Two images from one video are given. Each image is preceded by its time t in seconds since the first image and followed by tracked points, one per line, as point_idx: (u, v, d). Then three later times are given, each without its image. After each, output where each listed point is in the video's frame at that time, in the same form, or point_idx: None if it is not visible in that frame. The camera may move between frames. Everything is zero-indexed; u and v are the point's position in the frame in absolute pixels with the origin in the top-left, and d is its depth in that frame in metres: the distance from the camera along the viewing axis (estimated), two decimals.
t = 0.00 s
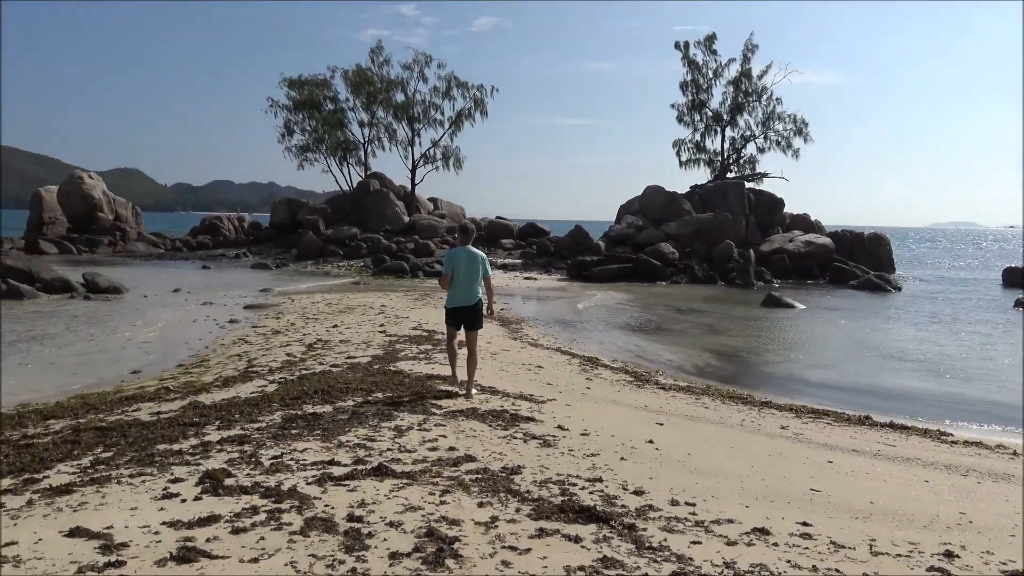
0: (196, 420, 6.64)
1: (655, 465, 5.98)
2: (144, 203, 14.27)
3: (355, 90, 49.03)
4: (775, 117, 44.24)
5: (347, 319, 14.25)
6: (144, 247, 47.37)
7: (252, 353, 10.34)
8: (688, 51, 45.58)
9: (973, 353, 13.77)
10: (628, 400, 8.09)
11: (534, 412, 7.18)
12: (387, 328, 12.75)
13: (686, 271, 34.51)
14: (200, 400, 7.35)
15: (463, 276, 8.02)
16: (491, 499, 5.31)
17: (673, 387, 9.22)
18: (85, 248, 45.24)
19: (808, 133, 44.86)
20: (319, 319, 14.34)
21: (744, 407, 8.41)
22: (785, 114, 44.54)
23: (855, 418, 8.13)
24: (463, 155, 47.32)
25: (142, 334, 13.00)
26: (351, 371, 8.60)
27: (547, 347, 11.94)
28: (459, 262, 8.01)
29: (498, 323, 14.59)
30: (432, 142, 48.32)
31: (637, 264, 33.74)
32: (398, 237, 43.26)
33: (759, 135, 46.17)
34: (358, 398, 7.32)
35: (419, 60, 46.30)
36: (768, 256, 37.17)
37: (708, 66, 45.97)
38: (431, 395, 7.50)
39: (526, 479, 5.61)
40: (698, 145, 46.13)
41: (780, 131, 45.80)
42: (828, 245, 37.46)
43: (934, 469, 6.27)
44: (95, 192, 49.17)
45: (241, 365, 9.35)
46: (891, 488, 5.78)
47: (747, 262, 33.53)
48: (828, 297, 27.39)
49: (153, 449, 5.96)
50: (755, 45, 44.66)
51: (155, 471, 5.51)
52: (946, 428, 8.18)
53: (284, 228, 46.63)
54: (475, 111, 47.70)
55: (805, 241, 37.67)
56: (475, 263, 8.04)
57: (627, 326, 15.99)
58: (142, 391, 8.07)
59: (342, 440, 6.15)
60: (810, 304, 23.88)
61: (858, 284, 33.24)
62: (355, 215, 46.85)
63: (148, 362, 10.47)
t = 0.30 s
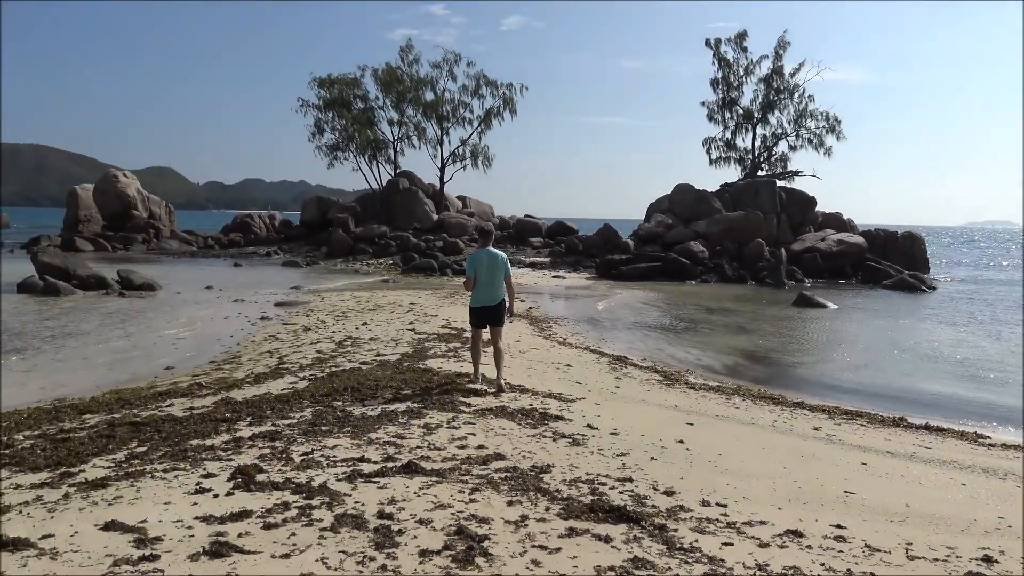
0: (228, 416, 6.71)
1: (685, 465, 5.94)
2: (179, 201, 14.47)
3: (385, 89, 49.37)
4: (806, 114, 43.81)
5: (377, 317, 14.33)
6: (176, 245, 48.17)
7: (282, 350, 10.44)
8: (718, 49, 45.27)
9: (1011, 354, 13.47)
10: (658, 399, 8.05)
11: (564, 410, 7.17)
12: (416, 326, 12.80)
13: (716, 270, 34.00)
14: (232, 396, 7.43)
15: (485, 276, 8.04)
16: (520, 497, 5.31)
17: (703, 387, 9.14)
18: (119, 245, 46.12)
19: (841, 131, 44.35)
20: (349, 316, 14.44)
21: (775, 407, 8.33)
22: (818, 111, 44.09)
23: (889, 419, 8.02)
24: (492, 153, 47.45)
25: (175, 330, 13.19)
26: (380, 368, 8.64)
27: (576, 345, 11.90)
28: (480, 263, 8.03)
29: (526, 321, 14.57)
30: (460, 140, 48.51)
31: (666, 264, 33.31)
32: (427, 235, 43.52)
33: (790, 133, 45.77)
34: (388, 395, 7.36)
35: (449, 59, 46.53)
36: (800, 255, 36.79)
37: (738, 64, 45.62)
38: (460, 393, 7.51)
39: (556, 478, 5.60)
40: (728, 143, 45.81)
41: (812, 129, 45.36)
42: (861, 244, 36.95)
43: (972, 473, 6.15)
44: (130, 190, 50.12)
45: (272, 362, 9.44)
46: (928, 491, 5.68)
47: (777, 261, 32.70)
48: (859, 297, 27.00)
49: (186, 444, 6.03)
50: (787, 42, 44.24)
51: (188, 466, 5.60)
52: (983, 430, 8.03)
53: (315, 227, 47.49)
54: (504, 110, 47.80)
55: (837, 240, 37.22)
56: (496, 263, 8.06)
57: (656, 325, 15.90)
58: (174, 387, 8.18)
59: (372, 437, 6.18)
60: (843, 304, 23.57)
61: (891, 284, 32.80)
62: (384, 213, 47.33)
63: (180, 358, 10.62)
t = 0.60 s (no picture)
0: (255, 410, 6.77)
1: (711, 464, 5.89)
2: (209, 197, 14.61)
3: (413, 86, 49.61)
4: (838, 110, 43.36)
5: (403, 312, 14.38)
6: (206, 240, 48.86)
7: (309, 345, 10.52)
8: (748, 44, 44.92)
9: None
10: (683, 397, 8.00)
11: (588, 408, 7.14)
12: (441, 322, 12.81)
13: (744, 267, 33.59)
14: (259, 390, 7.49)
15: (503, 267, 8.19)
16: (544, 495, 5.30)
17: (729, 386, 9.06)
18: (150, 240, 46.92)
19: (872, 127, 43.85)
20: (375, 312, 14.51)
21: (802, 406, 8.24)
22: (849, 107, 43.61)
23: (919, 420, 7.91)
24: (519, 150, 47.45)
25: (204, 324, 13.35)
26: (406, 364, 8.67)
27: (601, 342, 11.84)
28: (499, 254, 8.20)
29: (552, 317, 14.53)
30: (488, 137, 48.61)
31: (694, 261, 32.89)
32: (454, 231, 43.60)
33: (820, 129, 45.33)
34: (412, 391, 7.38)
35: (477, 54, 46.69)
36: (830, 253, 36.39)
37: (768, 59, 45.24)
38: (485, 389, 7.51)
39: (580, 476, 5.58)
40: (757, 139, 45.44)
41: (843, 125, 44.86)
42: (893, 242, 36.44)
43: (1005, 476, 6.03)
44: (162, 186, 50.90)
45: (299, 356, 9.51)
46: (958, 494, 5.58)
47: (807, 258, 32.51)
48: (888, 296, 26.60)
49: (213, 437, 6.09)
50: (818, 37, 43.81)
51: (215, 459, 5.65)
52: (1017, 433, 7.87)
53: (343, 223, 48.12)
54: (530, 106, 47.77)
55: (868, 238, 36.76)
56: (514, 255, 8.19)
57: (683, 323, 15.79)
58: (202, 380, 8.27)
59: (396, 432, 6.20)
60: (874, 303, 23.23)
61: (924, 282, 32.37)
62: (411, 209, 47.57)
63: (210, 352, 10.76)
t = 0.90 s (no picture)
0: (288, 402, 6.85)
1: (742, 467, 5.83)
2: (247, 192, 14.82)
3: (448, 82, 49.83)
4: (878, 110, 42.72)
5: (435, 308, 14.43)
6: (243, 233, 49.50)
7: (342, 339, 10.62)
8: (787, 43, 44.40)
9: None
10: (715, 398, 7.94)
11: (619, 407, 7.11)
12: (473, 318, 12.84)
13: (779, 268, 33.21)
14: (292, 383, 7.58)
15: (535, 268, 8.26)
16: (572, 493, 5.28)
17: (762, 388, 8.98)
18: (189, 232, 47.32)
19: (913, 127, 43.13)
20: (407, 307, 14.61)
21: (836, 410, 8.14)
22: (890, 107, 42.94)
23: (957, 427, 7.76)
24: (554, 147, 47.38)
25: (241, 316, 13.57)
26: (437, 359, 8.72)
27: (633, 341, 11.79)
28: (532, 255, 8.26)
29: (583, 315, 14.48)
30: (523, 134, 48.66)
31: (728, 261, 32.64)
32: (487, 228, 43.73)
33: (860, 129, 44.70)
34: (443, 387, 7.42)
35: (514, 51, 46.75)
36: (867, 255, 35.87)
37: (808, 57, 44.68)
38: (516, 387, 7.51)
39: (608, 475, 5.56)
40: (795, 139, 44.94)
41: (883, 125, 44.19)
42: (933, 244, 35.77)
43: None
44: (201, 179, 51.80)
45: (332, 350, 9.62)
46: (995, 504, 5.47)
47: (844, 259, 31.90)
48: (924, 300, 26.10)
49: (246, 429, 6.17)
50: (860, 35, 43.14)
51: (248, 450, 5.73)
52: None
53: (377, 218, 48.66)
54: (566, 104, 47.65)
55: (908, 239, 36.14)
56: (547, 257, 8.24)
57: (717, 323, 15.65)
58: (237, 372, 8.40)
59: (426, 428, 6.23)
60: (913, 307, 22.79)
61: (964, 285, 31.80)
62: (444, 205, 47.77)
63: (245, 344, 10.93)
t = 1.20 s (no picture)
0: (324, 397, 6.93)
1: (778, 469, 5.77)
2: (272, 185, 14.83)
3: (486, 80, 49.94)
4: (924, 108, 41.91)
5: (471, 306, 14.49)
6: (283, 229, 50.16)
7: (379, 336, 10.75)
8: (830, 40, 43.74)
9: None
10: (751, 400, 7.86)
11: (653, 407, 7.07)
12: (509, 317, 12.85)
13: (820, 270, 32.52)
14: (328, 379, 7.68)
15: (575, 264, 8.68)
16: (605, 493, 5.27)
17: (800, 390, 8.87)
18: (232, 228, 48.78)
19: (960, 126, 42.23)
20: (444, 305, 14.71)
21: (876, 413, 8.01)
22: (936, 105, 42.09)
23: (1003, 433, 7.57)
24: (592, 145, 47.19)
25: (279, 312, 13.79)
26: (472, 357, 8.76)
27: (669, 341, 11.71)
28: (571, 251, 8.66)
29: (618, 314, 14.40)
30: (561, 132, 48.59)
31: (768, 261, 31.98)
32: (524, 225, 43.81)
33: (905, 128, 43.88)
34: (478, 384, 7.44)
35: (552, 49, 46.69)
36: (910, 256, 35.20)
37: (851, 55, 43.99)
38: (550, 386, 7.51)
39: (642, 476, 5.53)
40: (838, 138, 44.29)
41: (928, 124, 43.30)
42: (979, 245, 34.95)
43: None
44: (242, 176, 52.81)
45: (369, 347, 9.74)
46: None
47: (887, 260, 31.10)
48: (964, 301, 25.49)
49: (284, 423, 6.25)
50: (906, 32, 42.34)
51: (285, 444, 5.80)
52: None
53: (415, 215, 49.13)
54: (604, 102, 47.47)
55: (953, 241, 35.41)
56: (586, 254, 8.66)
57: (755, 324, 15.48)
58: (275, 367, 8.56)
59: (460, 425, 6.26)
60: (957, 309, 22.26)
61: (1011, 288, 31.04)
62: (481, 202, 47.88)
63: (283, 340, 11.11)
